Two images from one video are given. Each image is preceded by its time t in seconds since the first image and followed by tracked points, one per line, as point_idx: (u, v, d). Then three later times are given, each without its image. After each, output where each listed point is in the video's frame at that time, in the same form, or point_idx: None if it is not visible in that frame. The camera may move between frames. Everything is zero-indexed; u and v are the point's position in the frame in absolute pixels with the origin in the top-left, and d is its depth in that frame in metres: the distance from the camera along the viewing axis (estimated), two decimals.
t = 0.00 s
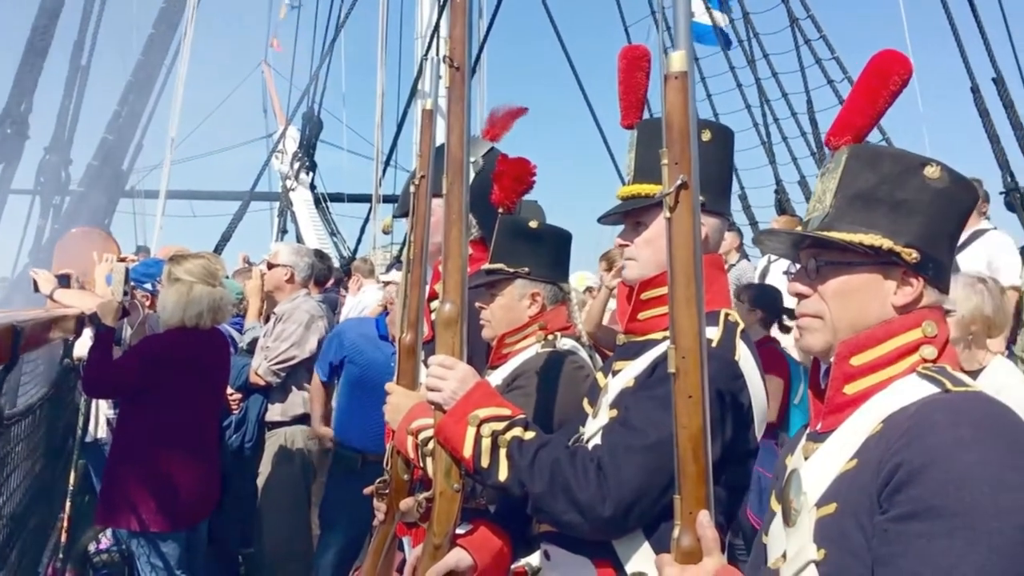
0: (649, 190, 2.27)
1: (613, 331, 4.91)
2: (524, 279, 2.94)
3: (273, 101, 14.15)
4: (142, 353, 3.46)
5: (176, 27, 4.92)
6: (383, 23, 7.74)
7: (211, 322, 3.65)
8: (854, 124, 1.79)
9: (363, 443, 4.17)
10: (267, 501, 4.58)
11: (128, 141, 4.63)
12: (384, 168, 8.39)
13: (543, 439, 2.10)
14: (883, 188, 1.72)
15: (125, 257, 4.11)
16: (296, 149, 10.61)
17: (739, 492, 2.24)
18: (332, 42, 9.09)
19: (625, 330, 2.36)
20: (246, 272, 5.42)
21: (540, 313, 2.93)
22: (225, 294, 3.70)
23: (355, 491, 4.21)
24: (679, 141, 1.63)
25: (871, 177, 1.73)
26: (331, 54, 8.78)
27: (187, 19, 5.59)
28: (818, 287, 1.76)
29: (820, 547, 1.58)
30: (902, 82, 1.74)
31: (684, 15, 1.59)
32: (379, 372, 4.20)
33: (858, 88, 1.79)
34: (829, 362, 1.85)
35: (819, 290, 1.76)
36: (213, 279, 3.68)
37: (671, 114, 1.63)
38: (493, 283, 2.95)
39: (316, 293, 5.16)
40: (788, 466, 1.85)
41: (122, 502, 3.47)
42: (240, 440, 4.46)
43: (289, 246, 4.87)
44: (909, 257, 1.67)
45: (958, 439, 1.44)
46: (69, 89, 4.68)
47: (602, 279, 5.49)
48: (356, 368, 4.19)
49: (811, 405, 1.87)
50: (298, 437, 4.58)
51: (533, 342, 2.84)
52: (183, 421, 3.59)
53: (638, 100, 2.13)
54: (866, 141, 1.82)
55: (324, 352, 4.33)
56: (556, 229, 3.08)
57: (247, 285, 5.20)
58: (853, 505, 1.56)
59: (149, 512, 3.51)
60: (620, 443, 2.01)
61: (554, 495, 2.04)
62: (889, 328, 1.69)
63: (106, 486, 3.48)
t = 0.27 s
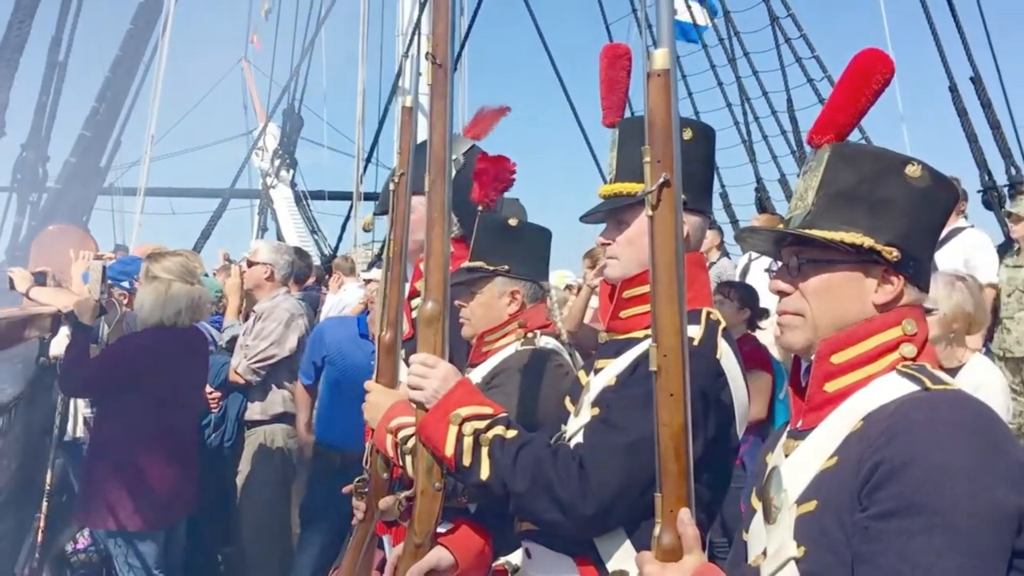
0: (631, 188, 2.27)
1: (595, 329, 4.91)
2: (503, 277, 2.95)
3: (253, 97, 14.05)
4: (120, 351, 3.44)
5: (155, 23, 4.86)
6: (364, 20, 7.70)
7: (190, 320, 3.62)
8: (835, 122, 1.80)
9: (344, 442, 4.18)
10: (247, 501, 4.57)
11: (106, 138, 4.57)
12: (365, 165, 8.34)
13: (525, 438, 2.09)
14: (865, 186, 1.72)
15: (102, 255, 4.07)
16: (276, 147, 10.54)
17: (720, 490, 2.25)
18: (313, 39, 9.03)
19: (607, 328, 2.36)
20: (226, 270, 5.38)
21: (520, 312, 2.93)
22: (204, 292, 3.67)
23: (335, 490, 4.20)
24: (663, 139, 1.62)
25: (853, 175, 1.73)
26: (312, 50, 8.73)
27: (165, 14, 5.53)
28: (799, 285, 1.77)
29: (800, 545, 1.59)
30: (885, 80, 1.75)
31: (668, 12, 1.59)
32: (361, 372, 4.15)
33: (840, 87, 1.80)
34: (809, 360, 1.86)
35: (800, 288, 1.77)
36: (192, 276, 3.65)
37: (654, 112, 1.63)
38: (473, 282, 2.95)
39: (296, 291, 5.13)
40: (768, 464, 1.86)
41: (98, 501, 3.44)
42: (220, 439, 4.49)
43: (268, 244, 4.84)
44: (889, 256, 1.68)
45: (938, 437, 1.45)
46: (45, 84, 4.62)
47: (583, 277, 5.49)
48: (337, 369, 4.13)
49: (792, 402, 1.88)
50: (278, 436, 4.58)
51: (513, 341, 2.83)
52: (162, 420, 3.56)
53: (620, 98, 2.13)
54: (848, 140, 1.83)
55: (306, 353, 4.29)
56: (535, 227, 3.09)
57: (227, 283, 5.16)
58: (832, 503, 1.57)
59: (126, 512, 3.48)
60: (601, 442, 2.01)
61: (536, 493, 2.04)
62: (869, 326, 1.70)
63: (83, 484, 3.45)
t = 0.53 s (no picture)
0: (619, 188, 2.28)
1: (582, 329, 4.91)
2: (488, 277, 2.94)
3: (240, 97, 13.99)
4: (103, 350, 3.43)
5: (139, 22, 4.83)
6: (352, 20, 7.68)
7: (175, 320, 3.60)
8: (822, 122, 1.80)
9: (328, 441, 4.17)
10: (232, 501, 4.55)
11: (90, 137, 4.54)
12: (353, 165, 8.32)
13: (511, 437, 2.09)
14: (850, 186, 1.73)
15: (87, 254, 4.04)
16: (263, 147, 10.49)
17: (708, 490, 2.25)
18: (299, 39, 9.00)
19: (594, 328, 2.36)
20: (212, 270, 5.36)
21: (505, 311, 2.92)
22: (190, 292, 3.64)
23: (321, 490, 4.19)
24: (649, 139, 1.63)
25: (839, 175, 1.73)
26: (299, 50, 8.70)
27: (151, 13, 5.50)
28: (785, 285, 1.77)
29: (784, 545, 1.59)
30: (872, 81, 1.75)
31: (654, 12, 1.59)
32: (347, 371, 4.13)
33: (827, 87, 1.80)
34: (795, 359, 1.87)
35: (786, 288, 1.77)
36: (177, 276, 3.63)
37: (639, 112, 1.63)
38: (458, 281, 2.94)
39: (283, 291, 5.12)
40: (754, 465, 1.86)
41: (84, 501, 3.43)
42: (205, 439, 4.47)
43: (255, 243, 4.82)
44: (874, 256, 1.69)
45: (921, 437, 1.45)
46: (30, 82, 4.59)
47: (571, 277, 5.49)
48: (323, 368, 4.12)
49: (777, 402, 1.88)
50: (263, 435, 4.54)
51: (498, 340, 2.83)
52: (146, 420, 3.53)
53: (608, 99, 2.13)
54: (833, 140, 1.83)
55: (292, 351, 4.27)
56: (520, 227, 3.08)
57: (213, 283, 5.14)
58: (817, 503, 1.57)
59: (111, 512, 3.46)
60: (588, 442, 2.01)
61: (523, 493, 2.03)
62: (855, 326, 1.70)
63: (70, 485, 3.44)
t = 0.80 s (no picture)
0: (605, 190, 2.29)
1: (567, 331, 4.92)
2: (474, 278, 2.95)
3: (225, 98, 13.92)
4: (86, 352, 3.43)
5: (124, 22, 4.81)
6: (337, 20, 7.66)
7: (158, 322, 3.57)
8: (807, 124, 1.81)
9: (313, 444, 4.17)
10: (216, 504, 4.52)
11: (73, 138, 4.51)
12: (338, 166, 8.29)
13: (498, 438, 2.09)
14: (835, 188, 1.74)
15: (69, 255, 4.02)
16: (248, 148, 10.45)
17: (694, 490, 2.26)
18: (284, 39, 8.97)
19: (581, 329, 2.36)
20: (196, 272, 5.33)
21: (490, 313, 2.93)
22: (173, 293, 3.62)
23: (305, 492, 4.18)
24: (635, 141, 1.63)
25: (824, 177, 1.74)
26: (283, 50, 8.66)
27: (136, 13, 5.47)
28: (771, 286, 1.78)
29: (769, 545, 1.60)
30: (857, 83, 1.76)
31: (641, 14, 1.59)
32: (331, 372, 4.05)
33: (813, 89, 1.81)
34: (780, 361, 1.88)
35: (771, 289, 1.78)
36: (160, 278, 3.62)
37: (625, 114, 1.64)
38: (442, 283, 2.94)
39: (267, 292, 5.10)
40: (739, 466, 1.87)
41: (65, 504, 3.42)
42: (189, 440, 4.57)
43: (240, 245, 4.81)
44: (859, 257, 1.70)
45: (905, 437, 1.46)
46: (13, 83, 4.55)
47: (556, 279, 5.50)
48: (307, 370, 4.05)
49: (763, 403, 1.89)
50: (248, 438, 4.52)
51: (483, 342, 2.83)
52: (127, 423, 3.50)
53: (596, 101, 2.14)
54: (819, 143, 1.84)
55: (278, 357, 4.27)
56: (506, 228, 3.08)
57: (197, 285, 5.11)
58: (801, 503, 1.58)
59: (92, 515, 3.44)
60: (574, 443, 2.02)
61: (509, 495, 2.04)
62: (840, 327, 1.71)
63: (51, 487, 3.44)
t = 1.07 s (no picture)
0: (591, 195, 2.29)
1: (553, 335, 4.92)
2: (459, 282, 2.95)
3: (210, 101, 13.86)
4: (68, 356, 3.40)
5: (108, 24, 4.78)
6: (323, 23, 7.64)
7: (142, 327, 3.55)
8: (793, 129, 1.82)
9: (298, 447, 4.13)
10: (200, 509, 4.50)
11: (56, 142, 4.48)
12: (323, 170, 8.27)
13: (483, 441, 2.09)
14: (820, 193, 1.75)
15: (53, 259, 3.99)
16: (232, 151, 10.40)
17: (679, 494, 2.26)
18: (269, 42, 8.93)
19: (566, 333, 2.36)
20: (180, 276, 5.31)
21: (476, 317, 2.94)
22: (158, 299, 3.61)
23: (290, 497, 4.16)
24: (620, 146, 1.64)
25: (808, 182, 1.75)
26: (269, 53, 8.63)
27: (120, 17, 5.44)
28: (755, 290, 1.79)
29: (753, 549, 1.60)
30: (840, 88, 1.78)
31: (626, 19, 1.60)
32: (316, 376, 4.11)
33: (798, 95, 1.82)
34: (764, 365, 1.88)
35: (755, 293, 1.79)
36: (146, 283, 3.61)
37: (610, 118, 1.64)
38: (427, 287, 2.94)
39: (252, 296, 5.08)
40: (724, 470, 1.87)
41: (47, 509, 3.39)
42: (173, 446, 4.41)
43: (224, 249, 4.79)
44: (843, 262, 1.71)
45: (888, 441, 1.47)
46: None
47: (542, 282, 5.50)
48: (291, 373, 4.11)
49: (748, 407, 1.89)
50: (232, 443, 4.54)
51: (468, 346, 2.83)
52: (111, 428, 3.48)
53: (582, 107, 2.14)
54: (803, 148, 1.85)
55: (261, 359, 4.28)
56: (493, 233, 3.07)
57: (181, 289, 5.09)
58: (786, 507, 1.58)
59: (75, 521, 3.41)
60: (560, 447, 2.01)
61: (494, 499, 2.03)
62: (824, 331, 1.72)
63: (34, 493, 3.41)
